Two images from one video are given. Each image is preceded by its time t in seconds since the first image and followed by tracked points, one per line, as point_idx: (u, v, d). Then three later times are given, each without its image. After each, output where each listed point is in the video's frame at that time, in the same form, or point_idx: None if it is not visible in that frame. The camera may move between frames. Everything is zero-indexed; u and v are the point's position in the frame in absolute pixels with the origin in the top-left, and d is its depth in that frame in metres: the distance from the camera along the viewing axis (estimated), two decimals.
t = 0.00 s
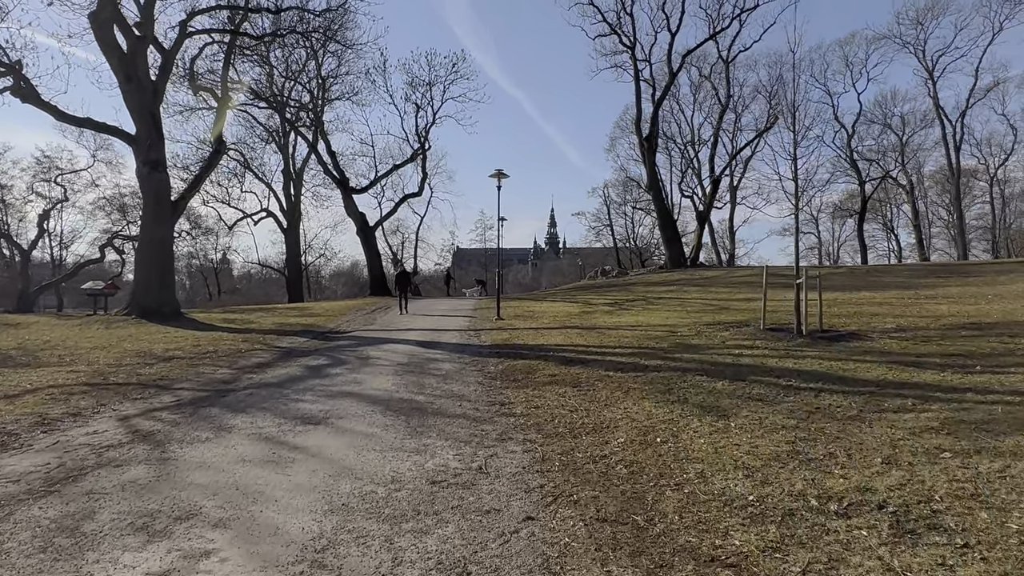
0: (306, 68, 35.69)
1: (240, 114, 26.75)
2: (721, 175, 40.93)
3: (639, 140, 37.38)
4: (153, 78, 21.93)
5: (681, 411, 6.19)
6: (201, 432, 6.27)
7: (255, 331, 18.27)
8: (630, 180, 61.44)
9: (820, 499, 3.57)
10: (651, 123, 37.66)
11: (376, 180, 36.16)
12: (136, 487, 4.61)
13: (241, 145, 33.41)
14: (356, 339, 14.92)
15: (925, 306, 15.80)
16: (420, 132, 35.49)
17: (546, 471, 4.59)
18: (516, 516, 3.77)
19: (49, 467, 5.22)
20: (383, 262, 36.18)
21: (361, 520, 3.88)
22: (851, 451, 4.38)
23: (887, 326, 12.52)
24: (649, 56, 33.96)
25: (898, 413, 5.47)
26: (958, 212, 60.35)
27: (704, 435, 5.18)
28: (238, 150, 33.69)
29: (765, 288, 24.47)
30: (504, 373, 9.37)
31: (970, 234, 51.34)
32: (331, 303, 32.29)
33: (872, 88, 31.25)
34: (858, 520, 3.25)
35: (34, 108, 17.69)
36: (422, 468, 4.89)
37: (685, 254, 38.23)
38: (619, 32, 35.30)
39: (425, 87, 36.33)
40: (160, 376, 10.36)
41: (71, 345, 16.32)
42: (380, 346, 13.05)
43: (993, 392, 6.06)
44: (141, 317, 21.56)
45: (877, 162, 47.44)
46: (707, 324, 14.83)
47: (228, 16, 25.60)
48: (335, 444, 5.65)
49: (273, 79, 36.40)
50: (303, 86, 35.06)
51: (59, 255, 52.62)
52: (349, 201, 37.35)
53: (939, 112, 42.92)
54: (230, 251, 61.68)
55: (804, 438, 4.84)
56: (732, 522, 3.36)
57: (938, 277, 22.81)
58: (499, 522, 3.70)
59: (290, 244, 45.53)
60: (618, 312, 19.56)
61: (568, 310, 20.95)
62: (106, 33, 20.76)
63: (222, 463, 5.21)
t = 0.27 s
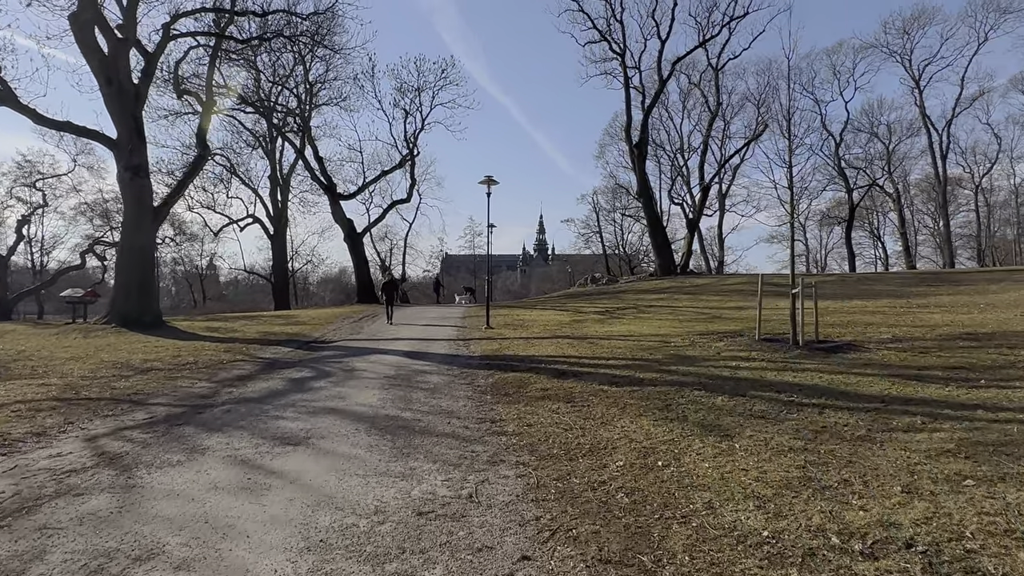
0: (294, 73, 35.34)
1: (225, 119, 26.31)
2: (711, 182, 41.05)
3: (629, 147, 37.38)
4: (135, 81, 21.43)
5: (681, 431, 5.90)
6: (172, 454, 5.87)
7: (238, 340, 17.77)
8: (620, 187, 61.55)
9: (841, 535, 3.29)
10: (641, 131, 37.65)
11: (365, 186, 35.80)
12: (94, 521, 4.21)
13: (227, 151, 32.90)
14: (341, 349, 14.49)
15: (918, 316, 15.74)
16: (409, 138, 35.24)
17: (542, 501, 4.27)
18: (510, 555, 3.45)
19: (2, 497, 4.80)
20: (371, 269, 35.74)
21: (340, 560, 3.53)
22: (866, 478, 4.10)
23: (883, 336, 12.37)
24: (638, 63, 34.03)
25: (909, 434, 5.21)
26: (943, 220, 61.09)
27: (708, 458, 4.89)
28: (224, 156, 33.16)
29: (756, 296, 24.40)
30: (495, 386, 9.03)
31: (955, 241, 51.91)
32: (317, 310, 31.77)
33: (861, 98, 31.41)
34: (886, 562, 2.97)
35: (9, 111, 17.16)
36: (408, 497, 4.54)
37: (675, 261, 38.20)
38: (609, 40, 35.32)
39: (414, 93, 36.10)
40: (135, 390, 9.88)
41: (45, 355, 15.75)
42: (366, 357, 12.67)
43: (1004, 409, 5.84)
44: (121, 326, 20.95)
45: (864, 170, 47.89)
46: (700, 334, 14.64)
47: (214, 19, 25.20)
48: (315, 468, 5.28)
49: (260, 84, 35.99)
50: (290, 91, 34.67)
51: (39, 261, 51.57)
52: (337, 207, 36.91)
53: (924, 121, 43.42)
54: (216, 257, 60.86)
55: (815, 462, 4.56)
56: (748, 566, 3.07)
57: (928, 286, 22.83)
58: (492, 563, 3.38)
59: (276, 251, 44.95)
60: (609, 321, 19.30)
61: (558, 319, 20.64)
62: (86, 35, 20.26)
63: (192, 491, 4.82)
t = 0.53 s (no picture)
0: (279, 73, 34.84)
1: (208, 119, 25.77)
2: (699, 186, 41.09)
3: (617, 150, 37.29)
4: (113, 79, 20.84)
5: (678, 440, 5.60)
6: (134, 467, 5.43)
7: (217, 344, 17.21)
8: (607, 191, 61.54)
9: (862, 559, 3.00)
10: (629, 134, 37.59)
11: (351, 188, 35.33)
12: (37, 545, 3.79)
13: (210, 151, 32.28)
14: (323, 354, 14.05)
15: (908, 321, 15.67)
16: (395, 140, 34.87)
17: (533, 519, 3.94)
18: None
19: None
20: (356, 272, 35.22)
21: None
22: (881, 492, 3.83)
23: (876, 341, 12.22)
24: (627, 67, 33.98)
25: (918, 443, 4.96)
26: (926, 226, 61.84)
27: (708, 470, 4.59)
28: (207, 156, 32.54)
29: (745, 300, 24.30)
30: (482, 392, 8.70)
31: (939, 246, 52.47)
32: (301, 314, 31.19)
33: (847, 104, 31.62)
34: None
35: None
36: (388, 515, 4.18)
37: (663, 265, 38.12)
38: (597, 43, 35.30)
39: (401, 94, 35.76)
40: (104, 396, 9.38)
41: (13, 360, 15.10)
42: (349, 362, 12.24)
43: (1012, 417, 5.61)
44: (97, 330, 20.24)
45: (849, 175, 48.30)
46: (691, 338, 14.40)
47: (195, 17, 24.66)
48: (288, 482, 4.88)
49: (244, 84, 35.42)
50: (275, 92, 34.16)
51: (15, 264, 50.28)
52: (322, 210, 36.38)
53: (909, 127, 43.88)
54: (198, 260, 59.85)
55: (824, 474, 4.29)
56: None
57: (915, 291, 22.86)
58: None
59: (260, 254, 44.23)
60: (598, 325, 19.03)
61: (547, 323, 20.34)
62: (62, 30, 19.65)
63: (151, 509, 4.41)
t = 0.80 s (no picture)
0: (266, 71, 34.30)
1: (192, 117, 25.24)
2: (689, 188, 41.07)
3: (607, 151, 37.13)
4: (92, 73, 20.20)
5: (677, 449, 5.32)
6: (96, 480, 5.02)
7: (198, 347, 16.70)
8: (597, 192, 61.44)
9: None
10: (619, 135, 37.44)
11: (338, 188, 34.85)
12: None
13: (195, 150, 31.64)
14: (307, 357, 13.62)
15: (900, 324, 15.59)
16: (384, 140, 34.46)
17: (529, 539, 3.64)
18: None
19: None
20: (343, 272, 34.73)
21: None
22: (901, 510, 3.59)
23: (871, 344, 12.08)
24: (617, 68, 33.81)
25: (930, 454, 4.74)
26: (911, 228, 62.41)
27: (713, 483, 4.33)
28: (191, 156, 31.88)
29: (735, 302, 24.21)
30: (471, 397, 8.38)
31: (924, 248, 52.95)
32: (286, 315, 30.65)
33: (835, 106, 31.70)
34: None
35: None
36: (370, 535, 3.84)
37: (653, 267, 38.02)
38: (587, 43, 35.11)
39: (390, 93, 35.34)
40: (73, 401, 8.90)
41: None
42: (334, 365, 11.84)
43: None
44: (74, 332, 19.50)
45: (837, 178, 48.60)
46: (683, 340, 14.19)
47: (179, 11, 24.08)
48: (263, 498, 4.52)
49: (230, 82, 34.81)
50: (262, 90, 33.61)
51: None
52: (308, 210, 35.84)
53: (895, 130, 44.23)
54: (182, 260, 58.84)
55: (837, 488, 4.05)
56: None
57: (904, 293, 22.88)
58: None
59: (245, 254, 43.52)
60: (589, 327, 18.77)
61: (536, 325, 20.03)
62: (39, 23, 19.00)
63: (109, 528, 4.01)
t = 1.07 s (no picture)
0: (255, 64, 33.74)
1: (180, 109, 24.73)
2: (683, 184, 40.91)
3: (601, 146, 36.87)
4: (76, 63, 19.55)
5: (685, 448, 5.08)
6: (67, 481, 4.67)
7: (184, 342, 16.26)
8: (590, 189, 61.21)
9: None
10: (613, 131, 37.18)
11: (329, 182, 34.39)
12: None
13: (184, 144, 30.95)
14: (296, 353, 13.24)
15: (898, 320, 15.47)
16: (375, 134, 34.02)
17: (534, 548, 3.37)
18: None
19: None
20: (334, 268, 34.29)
21: None
22: (933, 515, 3.35)
23: (872, 341, 11.92)
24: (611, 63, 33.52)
25: (953, 454, 4.51)
26: (903, 226, 62.67)
27: (727, 485, 4.08)
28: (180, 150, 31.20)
29: (730, 299, 24.06)
30: (467, 394, 8.09)
31: (916, 245, 53.18)
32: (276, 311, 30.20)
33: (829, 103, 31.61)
34: None
35: None
36: (362, 543, 3.54)
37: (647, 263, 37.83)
38: (581, 37, 34.77)
39: (382, 87, 34.86)
40: (51, 397, 8.50)
41: None
42: (324, 362, 11.51)
43: None
44: (57, 327, 18.65)
45: (830, 175, 48.65)
46: (681, 336, 13.97)
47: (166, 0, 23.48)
48: (246, 502, 4.20)
49: (219, 75, 34.22)
50: (251, 84, 33.04)
51: None
52: (298, 205, 35.33)
53: (888, 127, 44.27)
54: (171, 255, 58.05)
55: (862, 491, 3.80)
56: None
57: (899, 289, 22.82)
58: None
59: (235, 249, 42.92)
60: (584, 323, 18.50)
61: (530, 321, 19.74)
62: (21, 10, 18.43)
63: (77, 535, 3.66)
